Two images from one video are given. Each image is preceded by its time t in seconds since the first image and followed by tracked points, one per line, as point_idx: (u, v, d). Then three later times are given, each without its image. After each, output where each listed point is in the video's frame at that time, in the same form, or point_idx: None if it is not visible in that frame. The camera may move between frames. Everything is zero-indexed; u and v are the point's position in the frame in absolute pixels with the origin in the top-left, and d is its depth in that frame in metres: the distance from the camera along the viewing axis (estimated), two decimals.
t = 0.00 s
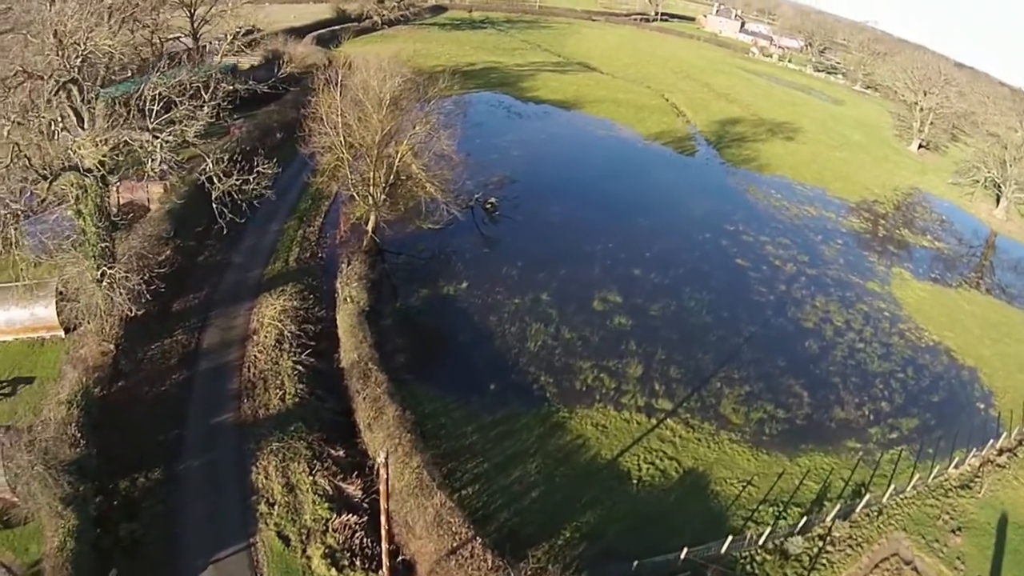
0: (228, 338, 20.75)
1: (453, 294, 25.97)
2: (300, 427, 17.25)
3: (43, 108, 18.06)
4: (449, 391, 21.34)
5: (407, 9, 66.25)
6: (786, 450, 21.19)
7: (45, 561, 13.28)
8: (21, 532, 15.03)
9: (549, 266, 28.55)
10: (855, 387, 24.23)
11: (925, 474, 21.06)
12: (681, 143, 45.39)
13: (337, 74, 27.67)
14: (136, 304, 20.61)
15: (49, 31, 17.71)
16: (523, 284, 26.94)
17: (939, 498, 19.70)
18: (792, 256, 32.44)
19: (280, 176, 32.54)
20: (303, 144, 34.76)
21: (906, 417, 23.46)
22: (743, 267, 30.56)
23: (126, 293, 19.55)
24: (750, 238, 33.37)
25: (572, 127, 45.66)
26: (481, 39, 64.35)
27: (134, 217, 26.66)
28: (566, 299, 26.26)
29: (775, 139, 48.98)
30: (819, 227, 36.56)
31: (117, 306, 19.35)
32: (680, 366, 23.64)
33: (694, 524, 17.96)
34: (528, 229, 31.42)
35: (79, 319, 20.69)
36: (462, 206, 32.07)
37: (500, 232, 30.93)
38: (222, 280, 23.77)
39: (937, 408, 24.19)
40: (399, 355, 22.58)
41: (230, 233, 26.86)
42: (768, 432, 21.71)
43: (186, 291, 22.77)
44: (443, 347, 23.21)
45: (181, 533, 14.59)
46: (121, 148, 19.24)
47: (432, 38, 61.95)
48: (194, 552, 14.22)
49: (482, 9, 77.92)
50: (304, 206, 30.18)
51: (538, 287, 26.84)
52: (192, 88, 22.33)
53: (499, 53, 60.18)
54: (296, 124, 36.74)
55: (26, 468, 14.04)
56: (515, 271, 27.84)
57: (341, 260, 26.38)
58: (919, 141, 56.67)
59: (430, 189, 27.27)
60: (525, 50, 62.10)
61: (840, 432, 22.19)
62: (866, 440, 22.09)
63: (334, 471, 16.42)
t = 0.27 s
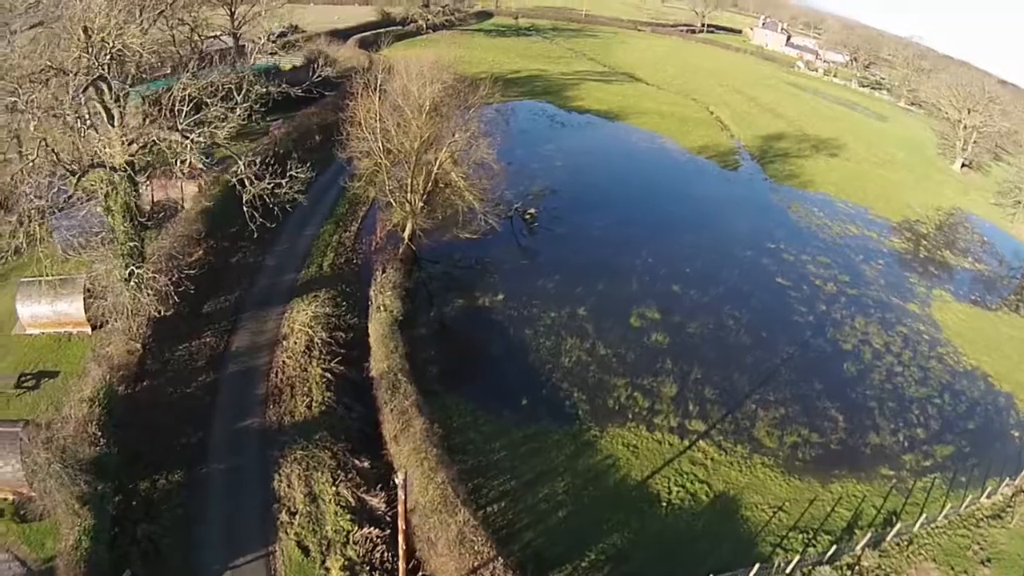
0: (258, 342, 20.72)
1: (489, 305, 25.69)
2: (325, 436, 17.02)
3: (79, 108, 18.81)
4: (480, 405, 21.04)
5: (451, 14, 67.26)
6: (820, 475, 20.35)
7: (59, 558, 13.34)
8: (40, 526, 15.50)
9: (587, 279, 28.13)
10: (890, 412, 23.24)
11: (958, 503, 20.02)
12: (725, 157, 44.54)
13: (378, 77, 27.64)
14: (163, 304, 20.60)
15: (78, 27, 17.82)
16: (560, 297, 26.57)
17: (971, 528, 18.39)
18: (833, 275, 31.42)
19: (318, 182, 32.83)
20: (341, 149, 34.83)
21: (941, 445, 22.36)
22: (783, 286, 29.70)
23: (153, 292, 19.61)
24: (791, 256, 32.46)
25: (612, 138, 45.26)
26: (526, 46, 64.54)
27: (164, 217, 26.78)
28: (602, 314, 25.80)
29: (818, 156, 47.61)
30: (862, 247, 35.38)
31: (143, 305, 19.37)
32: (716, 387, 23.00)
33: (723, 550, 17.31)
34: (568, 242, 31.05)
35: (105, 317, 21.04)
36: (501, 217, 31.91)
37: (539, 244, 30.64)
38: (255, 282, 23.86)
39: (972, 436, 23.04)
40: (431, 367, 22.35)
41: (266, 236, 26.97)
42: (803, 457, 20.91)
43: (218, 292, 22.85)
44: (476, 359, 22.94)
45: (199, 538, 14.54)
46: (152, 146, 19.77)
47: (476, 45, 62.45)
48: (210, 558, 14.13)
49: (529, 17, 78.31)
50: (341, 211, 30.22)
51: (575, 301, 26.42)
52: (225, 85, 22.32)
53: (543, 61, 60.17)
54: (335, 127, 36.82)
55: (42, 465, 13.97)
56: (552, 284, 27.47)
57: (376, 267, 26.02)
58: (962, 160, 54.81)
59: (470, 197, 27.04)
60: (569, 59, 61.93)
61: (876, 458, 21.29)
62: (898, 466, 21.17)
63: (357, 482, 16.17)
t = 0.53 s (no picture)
0: (288, 350, 20.63)
1: (525, 320, 25.34)
2: (351, 449, 16.72)
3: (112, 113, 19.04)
4: (512, 423, 20.65)
5: (496, 23, 68.05)
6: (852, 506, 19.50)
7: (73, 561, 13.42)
8: (56, 526, 16.06)
9: (625, 296, 27.60)
10: (926, 441, 22.29)
11: (987, 537, 19.06)
12: (769, 173, 43.50)
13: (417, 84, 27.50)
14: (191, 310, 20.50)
15: (106, 32, 17.82)
16: (598, 314, 26.11)
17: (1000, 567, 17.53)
18: (874, 297, 30.28)
19: (356, 191, 32.82)
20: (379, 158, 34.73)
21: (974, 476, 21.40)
22: (823, 307, 28.73)
23: (180, 297, 19.73)
24: (832, 276, 31.42)
25: (654, 152, 44.69)
26: (570, 57, 64.54)
27: (194, 224, 26.82)
28: (641, 332, 25.27)
29: (861, 175, 46.00)
30: (904, 269, 34.00)
31: (169, 310, 19.43)
32: (752, 412, 22.29)
33: None
34: (608, 258, 30.56)
35: (132, 319, 21.07)
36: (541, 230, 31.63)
37: (579, 258, 30.23)
38: (288, 289, 23.85)
39: (1006, 467, 22.01)
40: (464, 381, 22.02)
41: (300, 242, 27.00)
42: (836, 486, 20.09)
43: (251, 298, 22.81)
44: (510, 375, 22.57)
45: (217, 548, 14.48)
46: (184, 150, 19.90)
47: (520, 54, 62.76)
48: (226, 569, 14.04)
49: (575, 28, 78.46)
50: (379, 220, 30.19)
51: (613, 318, 25.96)
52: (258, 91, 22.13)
53: (589, 73, 59.93)
54: (375, 134, 36.94)
55: (60, 468, 14.15)
56: (591, 300, 27.00)
57: (411, 279, 25.88)
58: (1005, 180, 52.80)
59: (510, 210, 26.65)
60: (614, 71, 61.64)
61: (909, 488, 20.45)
62: (932, 498, 20.24)
63: (382, 497, 15.83)
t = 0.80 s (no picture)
0: (319, 357, 20.42)
1: (562, 335, 24.95)
2: (377, 461, 16.38)
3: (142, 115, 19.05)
4: (543, 440, 20.21)
5: (541, 31, 68.38)
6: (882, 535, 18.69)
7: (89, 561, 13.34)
8: (74, 526, 15.91)
9: (663, 313, 27.06)
10: (959, 470, 21.42)
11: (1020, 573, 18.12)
12: (812, 192, 42.39)
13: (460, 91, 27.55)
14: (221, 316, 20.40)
15: (133, 32, 17.67)
16: (635, 331, 25.62)
17: None
18: (913, 321, 29.27)
19: (395, 199, 32.62)
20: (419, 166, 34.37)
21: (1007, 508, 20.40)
22: (862, 329, 27.90)
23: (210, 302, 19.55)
24: (872, 298, 30.51)
25: (696, 165, 44.21)
26: (614, 67, 64.42)
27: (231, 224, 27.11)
28: (678, 351, 24.72)
29: (904, 195, 43.64)
30: (943, 292, 32.67)
31: (197, 319, 19.27)
32: (787, 437, 21.60)
33: None
34: (648, 274, 30.01)
35: (162, 322, 20.85)
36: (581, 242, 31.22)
37: (620, 273, 29.83)
38: (321, 296, 23.70)
39: None
40: (496, 396, 21.67)
41: (335, 250, 26.93)
42: (868, 515, 19.26)
43: (283, 305, 22.74)
44: (543, 391, 22.17)
45: (238, 553, 14.30)
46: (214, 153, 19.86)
47: (566, 63, 63.04)
48: None
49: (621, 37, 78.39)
50: (416, 228, 29.99)
51: (651, 335, 25.47)
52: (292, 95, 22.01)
53: (633, 84, 59.66)
54: (416, 140, 36.94)
55: (79, 469, 14.02)
56: (629, 317, 26.48)
57: (447, 288, 25.50)
58: None
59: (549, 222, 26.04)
60: (660, 83, 61.22)
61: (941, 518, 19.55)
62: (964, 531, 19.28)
63: (406, 512, 15.37)
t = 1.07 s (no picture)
0: (350, 366, 20.12)
1: (598, 350, 24.54)
2: (404, 475, 16.09)
3: (177, 121, 19.03)
4: (574, 458, 19.77)
5: (587, 40, 68.26)
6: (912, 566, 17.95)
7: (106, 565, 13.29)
8: (92, 528, 15.71)
9: (701, 330, 26.51)
10: (993, 500, 20.57)
11: None
12: (855, 208, 41.29)
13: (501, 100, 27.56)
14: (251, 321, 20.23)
15: (165, 36, 17.59)
16: (672, 348, 25.10)
17: None
18: (951, 344, 28.32)
19: (433, 207, 32.34)
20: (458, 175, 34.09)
21: None
22: (900, 351, 27.10)
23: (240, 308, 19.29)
24: (911, 319, 29.64)
25: (740, 179, 43.67)
26: (658, 78, 64.17)
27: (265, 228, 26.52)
28: (715, 370, 24.15)
29: (947, 213, 41.40)
30: (983, 315, 31.21)
31: (229, 324, 19.08)
32: (822, 461, 20.92)
33: None
34: (688, 290, 29.45)
35: (192, 324, 20.79)
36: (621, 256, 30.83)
37: (660, 288, 29.35)
38: (356, 303, 23.48)
39: None
40: (529, 410, 21.30)
41: (371, 257, 26.74)
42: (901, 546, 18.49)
43: (316, 311, 22.57)
44: (576, 407, 21.77)
45: (257, 563, 14.02)
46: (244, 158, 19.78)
47: (610, 73, 62.97)
48: None
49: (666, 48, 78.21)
50: (455, 236, 29.72)
51: (689, 353, 24.94)
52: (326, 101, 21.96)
53: (678, 95, 59.29)
54: (457, 147, 36.81)
55: (98, 474, 13.93)
56: (667, 334, 25.96)
57: (483, 299, 25.13)
58: None
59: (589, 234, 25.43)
60: (704, 95, 60.68)
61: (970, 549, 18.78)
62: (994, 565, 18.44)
63: (431, 528, 14.96)
